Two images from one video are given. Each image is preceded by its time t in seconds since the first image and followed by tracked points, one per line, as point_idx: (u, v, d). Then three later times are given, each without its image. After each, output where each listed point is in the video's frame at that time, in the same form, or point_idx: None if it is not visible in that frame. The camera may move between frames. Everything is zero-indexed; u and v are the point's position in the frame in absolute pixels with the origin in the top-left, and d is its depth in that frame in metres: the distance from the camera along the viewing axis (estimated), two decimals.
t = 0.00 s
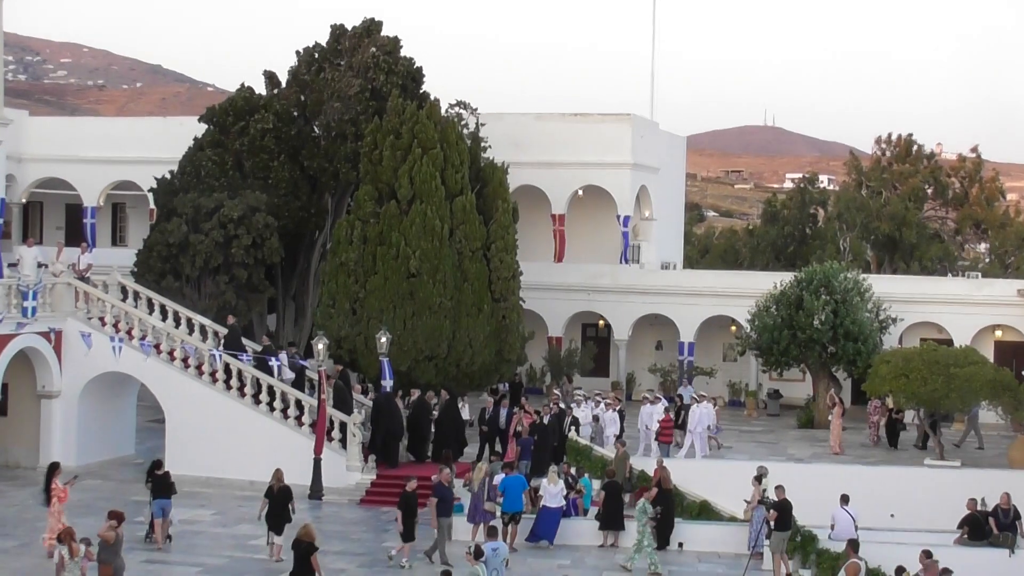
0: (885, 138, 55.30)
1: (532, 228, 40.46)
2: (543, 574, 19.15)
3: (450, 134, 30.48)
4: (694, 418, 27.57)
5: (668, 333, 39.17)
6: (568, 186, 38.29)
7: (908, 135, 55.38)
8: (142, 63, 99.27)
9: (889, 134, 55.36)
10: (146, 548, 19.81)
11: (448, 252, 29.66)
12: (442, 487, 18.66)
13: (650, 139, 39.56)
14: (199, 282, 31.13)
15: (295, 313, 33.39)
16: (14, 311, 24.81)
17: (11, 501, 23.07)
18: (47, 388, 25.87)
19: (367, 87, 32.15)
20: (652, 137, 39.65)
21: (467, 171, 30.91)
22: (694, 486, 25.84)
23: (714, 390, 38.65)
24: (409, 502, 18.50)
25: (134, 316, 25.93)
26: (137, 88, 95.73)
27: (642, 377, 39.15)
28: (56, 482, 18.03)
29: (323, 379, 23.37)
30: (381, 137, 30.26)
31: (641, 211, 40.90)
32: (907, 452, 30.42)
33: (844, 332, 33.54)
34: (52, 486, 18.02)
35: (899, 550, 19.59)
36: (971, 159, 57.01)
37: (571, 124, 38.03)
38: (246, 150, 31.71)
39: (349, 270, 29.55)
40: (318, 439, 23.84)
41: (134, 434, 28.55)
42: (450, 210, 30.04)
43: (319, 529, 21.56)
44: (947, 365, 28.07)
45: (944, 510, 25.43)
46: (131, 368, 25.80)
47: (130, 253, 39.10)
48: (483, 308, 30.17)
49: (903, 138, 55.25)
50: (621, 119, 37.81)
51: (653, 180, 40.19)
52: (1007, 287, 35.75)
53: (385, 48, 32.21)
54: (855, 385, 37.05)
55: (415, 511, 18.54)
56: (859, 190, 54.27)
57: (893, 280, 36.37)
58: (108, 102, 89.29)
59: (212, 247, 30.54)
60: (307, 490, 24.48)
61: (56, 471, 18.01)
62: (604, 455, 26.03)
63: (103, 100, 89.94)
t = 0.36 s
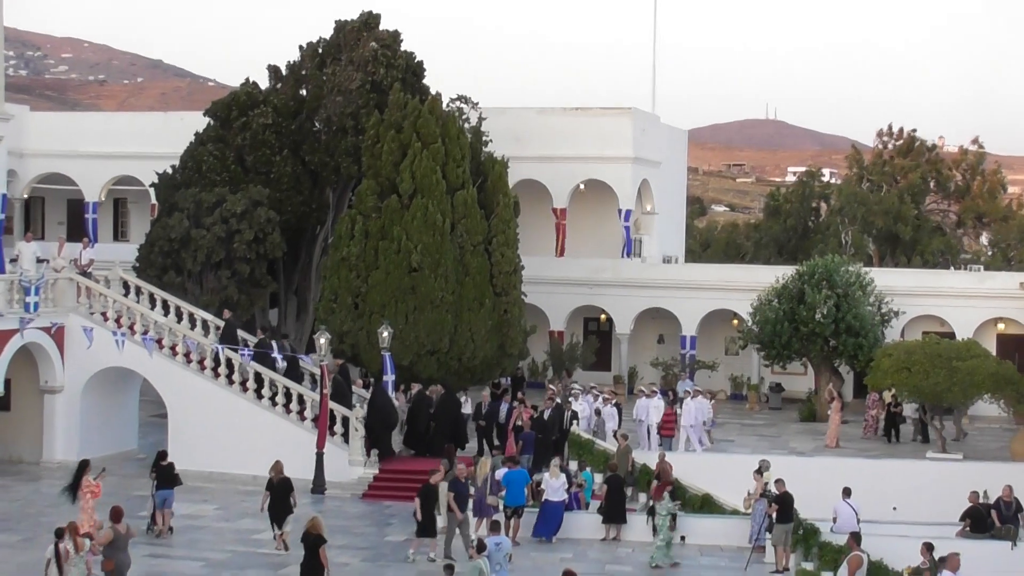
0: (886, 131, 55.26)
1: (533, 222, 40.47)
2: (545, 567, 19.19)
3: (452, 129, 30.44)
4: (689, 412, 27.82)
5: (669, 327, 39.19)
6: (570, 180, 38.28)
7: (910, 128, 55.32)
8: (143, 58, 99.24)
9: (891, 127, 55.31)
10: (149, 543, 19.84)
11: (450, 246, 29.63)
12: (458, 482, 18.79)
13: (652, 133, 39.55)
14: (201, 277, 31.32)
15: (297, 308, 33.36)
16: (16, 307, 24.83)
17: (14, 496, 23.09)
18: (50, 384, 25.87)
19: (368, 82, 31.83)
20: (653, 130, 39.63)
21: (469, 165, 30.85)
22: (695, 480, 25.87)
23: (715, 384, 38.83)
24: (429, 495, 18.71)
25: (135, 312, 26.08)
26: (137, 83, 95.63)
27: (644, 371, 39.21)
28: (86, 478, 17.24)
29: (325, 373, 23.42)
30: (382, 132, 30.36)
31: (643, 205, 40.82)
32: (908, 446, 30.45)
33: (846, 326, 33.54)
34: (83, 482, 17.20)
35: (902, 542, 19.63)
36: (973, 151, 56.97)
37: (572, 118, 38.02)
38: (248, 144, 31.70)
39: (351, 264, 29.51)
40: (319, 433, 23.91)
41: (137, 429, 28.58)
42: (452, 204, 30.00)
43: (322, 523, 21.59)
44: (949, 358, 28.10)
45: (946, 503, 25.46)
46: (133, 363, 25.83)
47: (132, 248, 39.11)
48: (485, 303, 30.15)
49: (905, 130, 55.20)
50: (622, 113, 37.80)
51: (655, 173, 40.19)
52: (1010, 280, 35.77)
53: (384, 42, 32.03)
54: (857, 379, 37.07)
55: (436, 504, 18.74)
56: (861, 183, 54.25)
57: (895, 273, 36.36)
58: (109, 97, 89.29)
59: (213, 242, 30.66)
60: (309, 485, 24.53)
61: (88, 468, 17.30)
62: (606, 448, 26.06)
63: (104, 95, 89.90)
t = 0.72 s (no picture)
0: (890, 122, 55.15)
1: (538, 214, 40.44)
2: (551, 560, 19.19)
3: (456, 122, 30.43)
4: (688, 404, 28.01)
5: (674, 318, 39.18)
6: (574, 172, 38.24)
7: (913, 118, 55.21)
8: (147, 52, 99.18)
9: (895, 117, 55.20)
10: (155, 537, 19.88)
11: (454, 238, 29.69)
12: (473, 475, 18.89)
13: (656, 124, 39.51)
14: (206, 270, 31.20)
15: (302, 302, 33.40)
16: (21, 302, 24.89)
17: (20, 491, 23.14)
18: (54, 377, 25.93)
19: (370, 74, 31.96)
20: (657, 122, 39.56)
21: (473, 157, 30.89)
22: (701, 472, 25.88)
23: (720, 375, 38.76)
24: (447, 488, 18.80)
25: (141, 306, 26.04)
26: (142, 77, 95.59)
27: (649, 363, 39.20)
28: (119, 472, 17.59)
29: (331, 366, 23.45)
30: (387, 124, 30.29)
31: (648, 196, 40.71)
32: (914, 436, 30.43)
33: (850, 317, 33.52)
34: (115, 476, 17.53)
35: (907, 533, 19.66)
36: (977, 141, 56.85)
37: (576, 110, 37.97)
38: (253, 138, 31.69)
39: (355, 257, 29.54)
40: (324, 427, 23.92)
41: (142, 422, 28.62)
42: (457, 196, 30.00)
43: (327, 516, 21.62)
44: (953, 349, 28.06)
45: (952, 494, 25.43)
46: (138, 357, 25.87)
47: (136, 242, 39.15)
48: (490, 296, 30.16)
49: (909, 120, 55.10)
50: (626, 105, 37.77)
51: (659, 165, 40.13)
52: (1014, 271, 35.72)
53: (387, 36, 32.02)
54: (862, 370, 37.05)
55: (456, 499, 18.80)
56: (865, 174, 54.19)
57: (900, 264, 36.30)
58: (113, 91, 89.45)
59: (218, 236, 30.67)
60: (314, 479, 24.54)
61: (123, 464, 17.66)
62: (611, 441, 26.03)
63: (108, 90, 89.96)
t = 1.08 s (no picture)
0: (897, 112, 55.06)
1: (544, 206, 40.43)
2: (559, 552, 19.22)
3: (462, 114, 30.39)
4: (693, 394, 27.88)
5: (681, 310, 39.16)
6: (580, 164, 38.22)
7: (920, 108, 55.10)
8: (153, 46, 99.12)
9: (901, 108, 55.10)
10: (164, 529, 19.94)
11: (461, 230, 29.64)
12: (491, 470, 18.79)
13: (662, 116, 39.47)
14: (213, 264, 31.25)
15: (309, 295, 33.39)
16: (29, 296, 24.95)
17: (29, 484, 23.21)
18: (63, 371, 25.98)
19: (375, 68, 32.04)
20: (664, 113, 39.52)
21: (479, 150, 30.85)
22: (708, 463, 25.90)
23: (727, 366, 38.76)
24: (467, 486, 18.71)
25: (148, 300, 26.10)
26: (148, 71, 95.56)
27: (656, 354, 39.22)
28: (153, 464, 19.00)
29: (338, 359, 23.52)
30: (392, 117, 30.34)
31: (653, 187, 40.68)
32: (921, 426, 30.42)
33: (857, 307, 33.51)
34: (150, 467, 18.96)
35: (915, 523, 19.65)
36: (985, 131, 56.72)
37: (582, 102, 37.95)
38: (260, 131, 31.70)
39: (361, 250, 29.59)
40: (332, 420, 23.99)
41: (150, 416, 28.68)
42: (463, 188, 29.98)
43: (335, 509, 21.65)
44: (961, 339, 28.02)
45: (961, 484, 25.42)
46: (146, 351, 25.92)
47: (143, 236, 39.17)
48: (497, 287, 30.06)
49: (915, 111, 54.98)
50: (632, 97, 37.73)
51: (665, 157, 40.11)
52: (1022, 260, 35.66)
53: (394, 28, 32.27)
54: (869, 360, 37.04)
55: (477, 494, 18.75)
56: (871, 164, 54.10)
57: (908, 254, 36.25)
58: (120, 86, 89.52)
59: (224, 230, 30.68)
60: (322, 471, 24.59)
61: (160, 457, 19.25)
62: (619, 433, 26.02)
63: (114, 85, 90.03)
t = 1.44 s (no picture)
0: (912, 99, 54.82)
1: (558, 195, 40.38)
2: (575, 541, 19.22)
3: (475, 103, 30.32)
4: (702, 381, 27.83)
5: (696, 299, 39.08)
6: (594, 153, 38.15)
7: (935, 95, 54.84)
8: (166, 37, 99.17)
9: (916, 95, 54.86)
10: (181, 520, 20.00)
11: (475, 219, 29.61)
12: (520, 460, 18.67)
13: (677, 104, 39.37)
14: (228, 254, 31.45)
15: (323, 285, 33.40)
16: (46, 287, 25.00)
17: (47, 475, 23.29)
18: (80, 362, 26.07)
19: (391, 57, 31.94)
20: (678, 102, 39.42)
21: (493, 139, 30.81)
22: (724, 452, 25.87)
23: (743, 355, 38.68)
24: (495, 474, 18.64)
25: (164, 290, 26.16)
26: (162, 62, 95.69)
27: (671, 343, 39.19)
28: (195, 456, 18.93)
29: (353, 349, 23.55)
30: (406, 107, 30.33)
31: (668, 176, 40.53)
32: (937, 414, 30.36)
33: (873, 295, 33.39)
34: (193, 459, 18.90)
35: (931, 512, 19.61)
36: (1000, 117, 56.43)
37: (597, 91, 37.88)
38: (276, 122, 31.73)
39: (376, 240, 29.56)
40: (347, 410, 24.02)
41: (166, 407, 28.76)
42: (477, 177, 29.95)
43: (351, 499, 21.68)
44: (977, 327, 27.91)
45: (977, 473, 25.34)
46: (162, 341, 25.98)
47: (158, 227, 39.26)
48: (511, 276, 30.09)
49: (930, 98, 54.74)
50: (646, 85, 37.63)
51: (679, 145, 40.02)
52: None
53: (408, 18, 32.20)
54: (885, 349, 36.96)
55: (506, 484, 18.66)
56: (886, 152, 53.89)
57: (923, 242, 36.13)
58: (134, 76, 89.67)
59: (240, 220, 30.71)
60: (338, 461, 24.62)
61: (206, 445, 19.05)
62: (634, 421, 25.99)
63: (129, 75, 90.19)
